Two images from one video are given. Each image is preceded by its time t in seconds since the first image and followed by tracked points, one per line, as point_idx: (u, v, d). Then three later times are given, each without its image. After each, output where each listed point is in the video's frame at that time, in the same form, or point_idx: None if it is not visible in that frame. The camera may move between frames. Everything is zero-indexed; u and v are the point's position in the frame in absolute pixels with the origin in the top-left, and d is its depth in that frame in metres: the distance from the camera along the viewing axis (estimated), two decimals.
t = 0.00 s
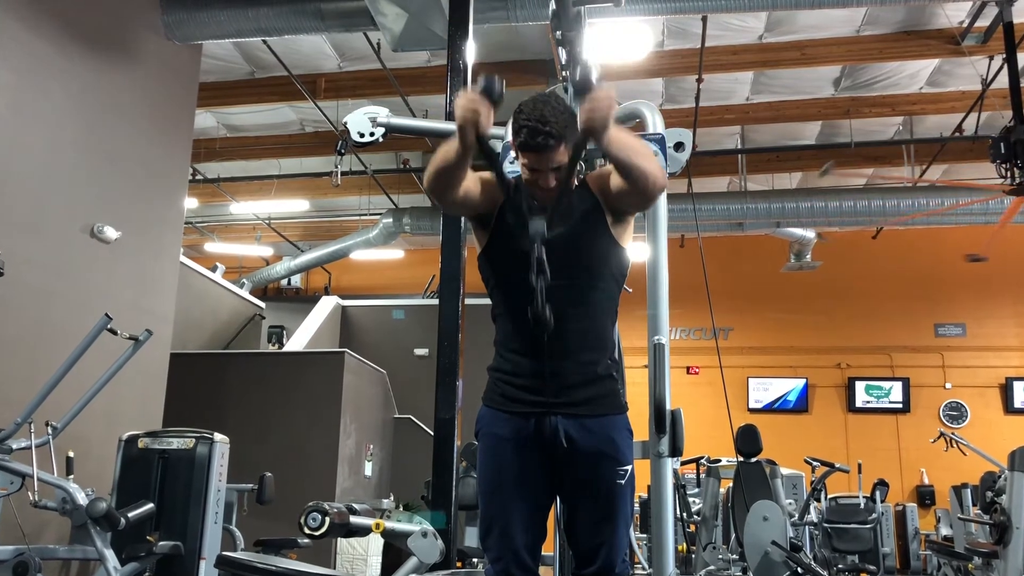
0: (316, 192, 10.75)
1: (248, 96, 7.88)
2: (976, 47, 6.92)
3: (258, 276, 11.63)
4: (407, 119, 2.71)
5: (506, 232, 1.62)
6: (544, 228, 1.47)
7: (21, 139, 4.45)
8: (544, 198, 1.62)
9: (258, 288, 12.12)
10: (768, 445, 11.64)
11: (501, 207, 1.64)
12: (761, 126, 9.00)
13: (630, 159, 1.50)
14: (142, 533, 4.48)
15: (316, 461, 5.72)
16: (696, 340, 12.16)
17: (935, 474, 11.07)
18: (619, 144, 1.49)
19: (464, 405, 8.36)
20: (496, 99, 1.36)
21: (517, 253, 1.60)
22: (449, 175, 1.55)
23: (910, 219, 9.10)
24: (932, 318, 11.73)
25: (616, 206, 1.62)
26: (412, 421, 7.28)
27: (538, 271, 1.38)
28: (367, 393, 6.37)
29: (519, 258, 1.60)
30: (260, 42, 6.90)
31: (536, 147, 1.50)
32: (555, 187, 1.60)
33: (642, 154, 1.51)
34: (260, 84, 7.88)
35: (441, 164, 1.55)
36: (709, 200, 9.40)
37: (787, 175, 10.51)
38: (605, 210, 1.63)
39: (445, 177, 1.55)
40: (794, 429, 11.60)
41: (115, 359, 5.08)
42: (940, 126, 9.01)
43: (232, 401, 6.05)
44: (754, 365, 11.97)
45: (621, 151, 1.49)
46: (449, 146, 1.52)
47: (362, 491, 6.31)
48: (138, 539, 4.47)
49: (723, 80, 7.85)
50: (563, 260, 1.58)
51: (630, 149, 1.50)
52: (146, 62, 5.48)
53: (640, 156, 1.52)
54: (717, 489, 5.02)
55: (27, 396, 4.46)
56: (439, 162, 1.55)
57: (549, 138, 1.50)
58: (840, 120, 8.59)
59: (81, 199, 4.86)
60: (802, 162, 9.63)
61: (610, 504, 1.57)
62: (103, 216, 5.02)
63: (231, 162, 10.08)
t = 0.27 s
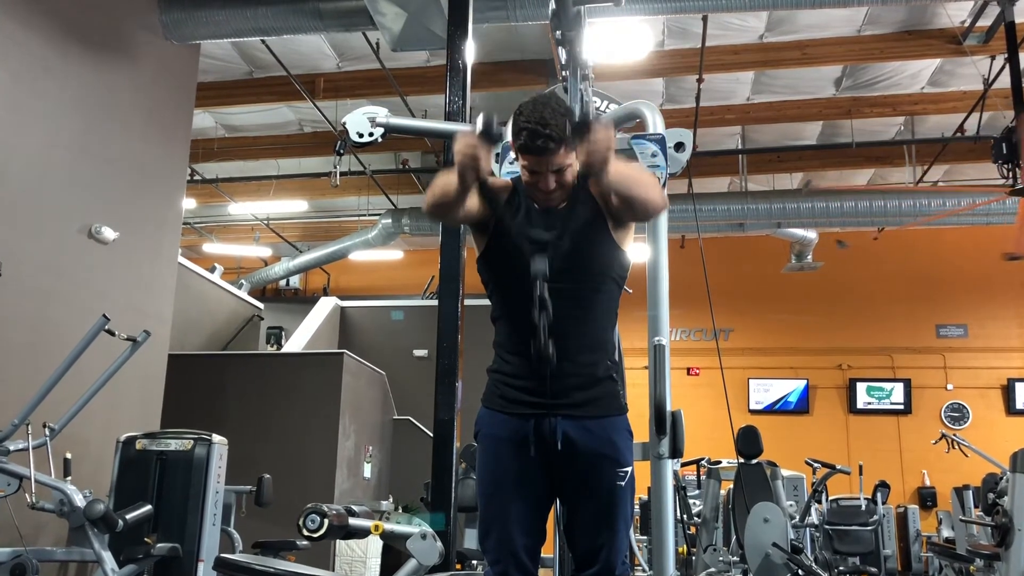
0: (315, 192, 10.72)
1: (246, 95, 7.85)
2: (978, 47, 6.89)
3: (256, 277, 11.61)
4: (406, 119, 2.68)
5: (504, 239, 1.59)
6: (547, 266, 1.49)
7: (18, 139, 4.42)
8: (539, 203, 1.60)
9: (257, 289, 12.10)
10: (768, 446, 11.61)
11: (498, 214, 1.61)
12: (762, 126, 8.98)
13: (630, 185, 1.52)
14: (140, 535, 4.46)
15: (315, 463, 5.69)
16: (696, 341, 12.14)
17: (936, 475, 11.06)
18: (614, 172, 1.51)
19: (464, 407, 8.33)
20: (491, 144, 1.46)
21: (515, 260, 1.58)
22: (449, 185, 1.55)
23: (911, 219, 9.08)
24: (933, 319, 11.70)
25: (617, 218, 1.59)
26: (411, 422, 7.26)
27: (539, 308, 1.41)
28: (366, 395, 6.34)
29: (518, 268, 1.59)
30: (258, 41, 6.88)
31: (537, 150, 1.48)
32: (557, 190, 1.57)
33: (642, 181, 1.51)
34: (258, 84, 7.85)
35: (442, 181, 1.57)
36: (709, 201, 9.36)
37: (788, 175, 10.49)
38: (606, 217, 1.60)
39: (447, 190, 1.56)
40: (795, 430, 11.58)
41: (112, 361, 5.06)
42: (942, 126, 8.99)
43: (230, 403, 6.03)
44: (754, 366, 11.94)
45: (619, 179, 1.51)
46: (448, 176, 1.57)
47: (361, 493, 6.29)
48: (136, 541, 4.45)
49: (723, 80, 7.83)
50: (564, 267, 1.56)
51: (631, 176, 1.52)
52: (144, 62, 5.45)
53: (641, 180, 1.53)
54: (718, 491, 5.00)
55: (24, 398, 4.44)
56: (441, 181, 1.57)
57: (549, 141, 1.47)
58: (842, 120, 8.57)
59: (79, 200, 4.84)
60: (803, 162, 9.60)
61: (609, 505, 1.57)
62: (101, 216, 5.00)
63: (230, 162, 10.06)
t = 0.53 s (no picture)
0: (314, 193, 10.69)
1: (244, 95, 7.82)
2: (980, 46, 6.87)
3: (255, 278, 11.57)
4: (404, 119, 2.66)
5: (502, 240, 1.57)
6: (547, 288, 1.48)
7: (14, 139, 4.40)
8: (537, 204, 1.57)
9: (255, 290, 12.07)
10: (769, 447, 11.58)
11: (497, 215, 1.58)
12: (763, 126, 8.95)
13: (626, 201, 1.50)
14: (137, 538, 4.43)
15: (314, 465, 5.66)
16: (697, 342, 12.11)
17: (938, 477, 11.03)
18: (613, 189, 1.50)
19: (462, 408, 8.31)
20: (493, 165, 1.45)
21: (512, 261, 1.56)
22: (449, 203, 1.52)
23: (912, 220, 9.05)
24: (935, 320, 11.67)
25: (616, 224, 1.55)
26: (410, 424, 7.23)
27: (540, 329, 1.43)
28: (365, 397, 6.31)
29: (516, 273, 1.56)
30: (257, 41, 6.86)
31: (537, 151, 1.45)
32: (557, 191, 1.54)
33: (642, 198, 1.51)
34: (256, 84, 7.82)
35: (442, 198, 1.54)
36: (710, 202, 9.33)
37: (789, 176, 10.47)
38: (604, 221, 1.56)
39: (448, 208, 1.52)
40: (796, 431, 11.55)
41: (109, 361, 5.03)
42: (944, 126, 8.97)
43: (228, 405, 6.00)
44: (755, 368, 11.91)
45: (614, 196, 1.50)
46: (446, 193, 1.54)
47: (360, 495, 6.26)
48: (133, 544, 4.42)
49: (724, 80, 7.80)
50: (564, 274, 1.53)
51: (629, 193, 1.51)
52: (141, 61, 5.42)
53: (638, 195, 1.52)
54: (719, 493, 4.98)
55: (20, 399, 4.41)
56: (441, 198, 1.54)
57: (550, 143, 1.45)
58: (843, 120, 8.54)
59: (77, 200, 4.81)
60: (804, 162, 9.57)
61: (609, 508, 1.55)
62: (98, 217, 4.97)
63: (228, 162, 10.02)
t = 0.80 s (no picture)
0: (312, 193, 10.65)
1: (242, 95, 7.79)
2: (982, 46, 6.84)
3: (253, 278, 11.54)
4: (403, 119, 2.63)
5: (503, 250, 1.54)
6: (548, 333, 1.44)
7: (10, 138, 4.36)
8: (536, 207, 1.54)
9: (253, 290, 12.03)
10: (771, 449, 11.56)
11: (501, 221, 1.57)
12: (764, 126, 8.92)
13: (624, 237, 1.37)
14: (134, 541, 4.40)
15: (312, 467, 5.63)
16: (698, 343, 12.09)
17: (941, 480, 11.01)
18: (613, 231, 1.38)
19: (462, 410, 8.28)
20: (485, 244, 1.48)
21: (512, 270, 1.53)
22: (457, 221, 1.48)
23: (913, 221, 9.02)
24: (937, 321, 11.64)
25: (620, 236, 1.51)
26: (409, 426, 7.20)
27: (541, 372, 1.40)
28: (363, 398, 6.28)
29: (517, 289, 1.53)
30: (254, 40, 6.83)
31: (536, 155, 1.42)
32: (558, 194, 1.50)
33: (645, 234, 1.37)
34: (254, 84, 7.79)
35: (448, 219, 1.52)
36: (710, 202, 9.30)
37: (790, 176, 10.44)
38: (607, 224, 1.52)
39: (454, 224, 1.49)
40: (796, 432, 11.52)
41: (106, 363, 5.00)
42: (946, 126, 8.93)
43: (226, 407, 5.96)
44: (756, 369, 11.89)
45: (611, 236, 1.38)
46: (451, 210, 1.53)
47: (359, 497, 6.23)
48: (130, 547, 4.39)
49: (725, 79, 7.76)
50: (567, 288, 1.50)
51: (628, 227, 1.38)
52: (138, 61, 5.38)
53: (639, 229, 1.37)
54: (720, 495, 4.95)
55: (16, 401, 4.37)
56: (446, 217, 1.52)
57: (550, 145, 1.42)
58: (845, 120, 8.51)
59: (74, 201, 4.79)
60: (805, 163, 9.54)
61: (608, 508, 1.60)
62: (95, 217, 4.94)
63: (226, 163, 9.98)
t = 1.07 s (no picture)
0: (310, 194, 10.60)
1: (240, 95, 7.75)
2: (985, 46, 6.81)
3: (251, 280, 11.50)
4: (401, 119, 2.62)
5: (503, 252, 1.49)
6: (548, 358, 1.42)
7: (5, 138, 4.32)
8: (535, 206, 1.53)
9: (251, 292, 11.99)
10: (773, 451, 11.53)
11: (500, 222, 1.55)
12: (765, 126, 8.88)
13: (620, 257, 1.33)
14: (131, 544, 4.35)
15: (310, 470, 5.60)
16: (698, 345, 12.05)
17: (943, 482, 10.98)
18: (614, 255, 1.35)
19: (461, 411, 8.24)
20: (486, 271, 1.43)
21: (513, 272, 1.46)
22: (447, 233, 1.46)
23: (914, 222, 8.99)
24: (939, 323, 11.61)
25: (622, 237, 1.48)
26: (408, 428, 7.16)
27: (542, 398, 1.40)
28: (361, 401, 6.24)
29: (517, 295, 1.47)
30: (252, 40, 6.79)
31: (536, 155, 1.42)
32: (558, 197, 1.48)
33: (648, 259, 1.33)
34: (252, 84, 7.76)
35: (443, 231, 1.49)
36: (711, 203, 9.26)
37: (792, 176, 10.40)
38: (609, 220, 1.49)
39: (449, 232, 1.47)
40: (797, 433, 11.49)
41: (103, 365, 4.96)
42: (949, 127, 8.89)
43: (223, 409, 5.92)
44: (757, 371, 11.85)
45: (612, 259, 1.35)
46: (445, 226, 1.48)
47: (357, 500, 6.20)
48: (127, 550, 4.34)
49: (726, 79, 7.73)
50: (568, 293, 1.45)
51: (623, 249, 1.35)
52: (135, 61, 5.34)
53: (636, 249, 1.33)
54: (721, 498, 4.92)
55: (11, 404, 4.33)
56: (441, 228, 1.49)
57: (549, 145, 1.41)
58: (846, 120, 8.47)
59: (70, 201, 4.75)
60: (806, 163, 9.50)
61: (607, 511, 1.60)
62: (91, 218, 4.90)
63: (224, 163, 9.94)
